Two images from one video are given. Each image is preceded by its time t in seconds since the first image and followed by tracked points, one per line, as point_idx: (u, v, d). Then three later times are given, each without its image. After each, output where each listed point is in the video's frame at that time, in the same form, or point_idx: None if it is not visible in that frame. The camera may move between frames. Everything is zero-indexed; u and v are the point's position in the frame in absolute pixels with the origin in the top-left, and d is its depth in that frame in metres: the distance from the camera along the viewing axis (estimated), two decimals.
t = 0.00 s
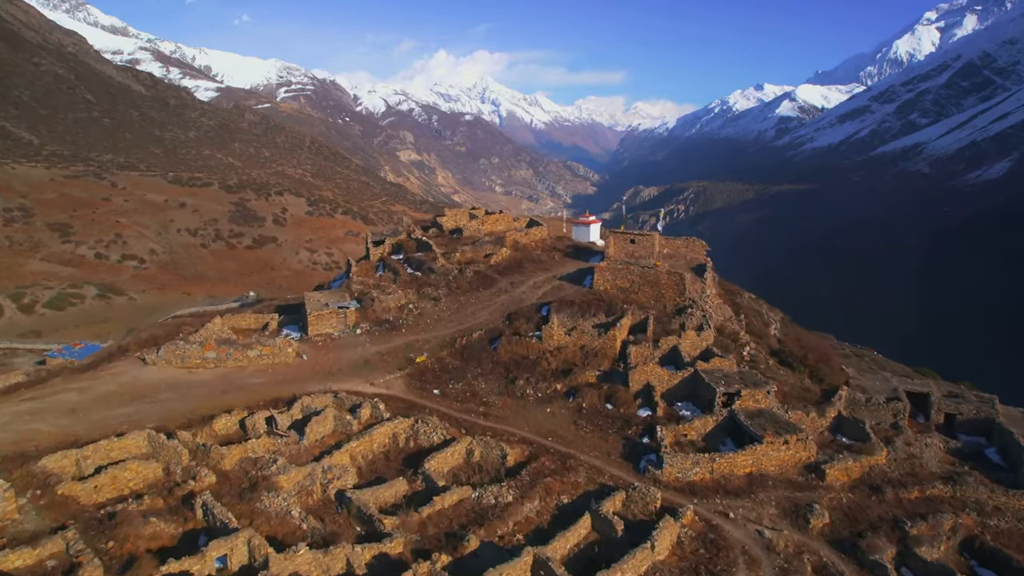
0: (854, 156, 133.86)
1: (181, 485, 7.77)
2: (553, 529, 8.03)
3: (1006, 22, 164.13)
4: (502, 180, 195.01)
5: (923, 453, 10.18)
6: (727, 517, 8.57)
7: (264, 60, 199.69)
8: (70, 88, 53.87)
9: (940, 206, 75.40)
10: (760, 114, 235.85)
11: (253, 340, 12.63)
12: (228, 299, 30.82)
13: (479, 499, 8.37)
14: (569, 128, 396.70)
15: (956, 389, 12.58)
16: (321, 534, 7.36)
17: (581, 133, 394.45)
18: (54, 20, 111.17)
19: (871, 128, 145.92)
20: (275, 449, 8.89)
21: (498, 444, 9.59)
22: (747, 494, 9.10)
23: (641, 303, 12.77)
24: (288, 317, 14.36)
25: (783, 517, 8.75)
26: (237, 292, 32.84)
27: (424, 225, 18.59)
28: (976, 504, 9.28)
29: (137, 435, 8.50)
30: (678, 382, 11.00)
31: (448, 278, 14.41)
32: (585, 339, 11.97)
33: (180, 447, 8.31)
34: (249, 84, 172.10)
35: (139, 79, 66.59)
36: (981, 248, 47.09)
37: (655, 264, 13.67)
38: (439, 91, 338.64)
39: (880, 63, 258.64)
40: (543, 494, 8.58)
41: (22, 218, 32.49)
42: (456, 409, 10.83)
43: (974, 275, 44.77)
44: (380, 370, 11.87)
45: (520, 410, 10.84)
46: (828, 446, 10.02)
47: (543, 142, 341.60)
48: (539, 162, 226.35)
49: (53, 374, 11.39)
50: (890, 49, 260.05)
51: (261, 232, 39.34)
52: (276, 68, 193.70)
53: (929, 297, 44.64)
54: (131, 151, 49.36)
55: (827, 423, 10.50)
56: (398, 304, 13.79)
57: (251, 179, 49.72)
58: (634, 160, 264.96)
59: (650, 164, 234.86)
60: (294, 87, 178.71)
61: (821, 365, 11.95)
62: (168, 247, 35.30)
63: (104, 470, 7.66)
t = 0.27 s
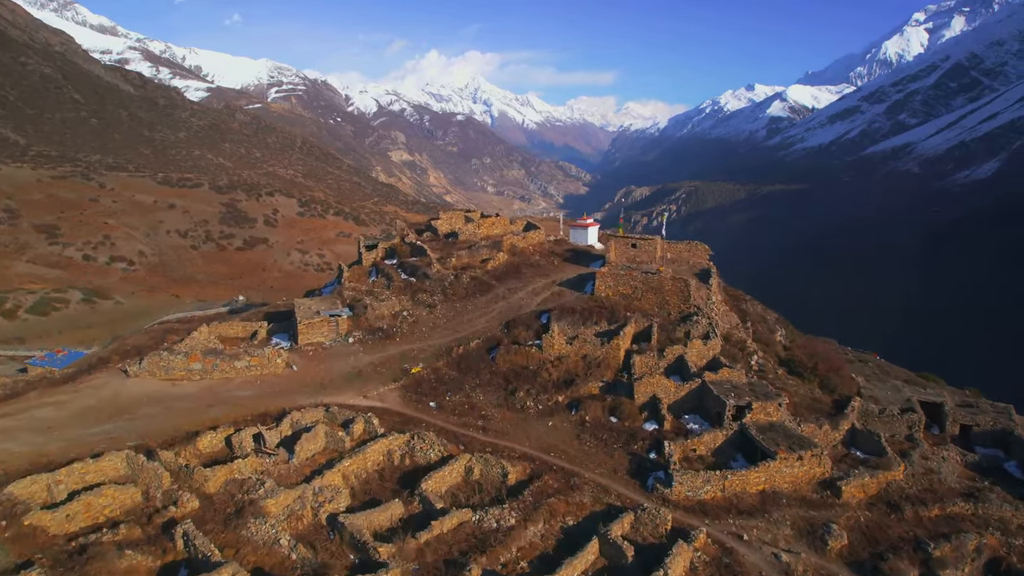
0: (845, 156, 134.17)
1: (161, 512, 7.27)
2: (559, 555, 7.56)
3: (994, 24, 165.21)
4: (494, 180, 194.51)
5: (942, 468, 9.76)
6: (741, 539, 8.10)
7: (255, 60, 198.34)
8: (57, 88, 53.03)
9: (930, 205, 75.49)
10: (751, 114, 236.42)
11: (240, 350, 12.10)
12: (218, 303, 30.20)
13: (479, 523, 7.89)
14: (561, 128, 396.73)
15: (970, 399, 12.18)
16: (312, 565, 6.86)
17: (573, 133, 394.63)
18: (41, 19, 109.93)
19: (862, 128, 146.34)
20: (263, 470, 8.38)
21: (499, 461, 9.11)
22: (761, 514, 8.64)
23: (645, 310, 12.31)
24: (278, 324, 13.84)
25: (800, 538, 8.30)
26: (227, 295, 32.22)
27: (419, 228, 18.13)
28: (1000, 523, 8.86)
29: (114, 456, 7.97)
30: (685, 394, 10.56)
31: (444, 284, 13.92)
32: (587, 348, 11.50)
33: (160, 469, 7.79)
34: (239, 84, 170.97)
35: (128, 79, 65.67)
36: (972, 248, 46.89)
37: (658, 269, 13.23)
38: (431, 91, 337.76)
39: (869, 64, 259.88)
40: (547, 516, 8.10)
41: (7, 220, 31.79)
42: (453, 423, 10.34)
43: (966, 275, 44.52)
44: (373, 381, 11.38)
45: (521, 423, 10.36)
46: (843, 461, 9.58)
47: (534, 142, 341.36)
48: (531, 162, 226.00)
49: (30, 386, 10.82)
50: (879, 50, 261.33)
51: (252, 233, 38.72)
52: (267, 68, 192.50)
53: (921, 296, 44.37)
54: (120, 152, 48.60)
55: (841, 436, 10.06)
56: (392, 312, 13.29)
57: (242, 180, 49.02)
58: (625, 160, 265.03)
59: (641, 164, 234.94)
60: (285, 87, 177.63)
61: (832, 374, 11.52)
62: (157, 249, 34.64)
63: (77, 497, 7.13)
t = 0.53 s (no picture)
0: (834, 155, 134.59)
1: (137, 543, 6.75)
2: None
3: (979, 25, 166.36)
4: (484, 180, 193.99)
5: (960, 483, 9.36)
6: (756, 564, 7.65)
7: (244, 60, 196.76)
8: (42, 87, 52.07)
9: (918, 205, 75.56)
10: (740, 114, 237.10)
11: (225, 361, 11.56)
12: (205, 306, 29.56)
13: (480, 549, 7.40)
14: (551, 129, 396.74)
15: (983, 409, 11.82)
16: None
17: (563, 133, 394.74)
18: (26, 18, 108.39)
19: (850, 128, 146.87)
20: (248, 492, 7.86)
21: (499, 480, 8.63)
22: (775, 535, 8.20)
23: (648, 318, 11.86)
24: (265, 333, 13.28)
25: (817, 562, 7.85)
26: (215, 297, 31.56)
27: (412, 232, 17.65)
28: None
29: (87, 480, 7.44)
30: (692, 407, 10.12)
31: (438, 290, 13.42)
32: (589, 358, 11.05)
33: (136, 494, 7.26)
34: (228, 84, 169.53)
35: (115, 78, 64.64)
36: (961, 249, 46.77)
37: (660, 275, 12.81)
38: (421, 91, 336.83)
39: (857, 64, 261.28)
40: (551, 541, 7.63)
41: None
42: (449, 438, 9.85)
43: (954, 276, 44.36)
44: (365, 394, 10.87)
45: (521, 438, 9.88)
46: (858, 476, 9.16)
47: (524, 142, 341.05)
48: (522, 162, 225.59)
49: (2, 401, 10.23)
50: (867, 50, 262.85)
51: (241, 234, 38.04)
52: (256, 68, 191.05)
53: (910, 296, 44.21)
54: (106, 152, 47.72)
55: (854, 450, 9.64)
56: (384, 320, 12.79)
57: (231, 181, 48.25)
58: (615, 160, 265.18)
59: (631, 164, 235.10)
60: (274, 87, 176.33)
61: (842, 385, 11.11)
62: (144, 251, 33.93)
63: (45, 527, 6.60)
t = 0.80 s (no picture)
0: (822, 155, 135.09)
1: None
2: None
3: (964, 27, 167.65)
4: (474, 180, 193.47)
5: (980, 500, 8.96)
6: None
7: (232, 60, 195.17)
8: (24, 87, 51.08)
9: (905, 205, 75.60)
10: (729, 114, 237.83)
11: (208, 373, 10.98)
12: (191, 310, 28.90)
13: None
14: (540, 129, 396.73)
15: (995, 420, 11.46)
16: None
17: (552, 134, 394.79)
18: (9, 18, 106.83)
19: (838, 128, 147.47)
20: (231, 519, 7.33)
21: (500, 502, 8.14)
22: (792, 559, 7.72)
23: (651, 326, 11.42)
24: (251, 342, 12.73)
25: None
26: (202, 300, 30.92)
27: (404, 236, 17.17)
28: None
29: (54, 510, 6.94)
30: (699, 421, 9.67)
31: (431, 297, 12.92)
32: (590, 369, 10.58)
33: (108, 525, 6.76)
34: (215, 84, 168.01)
35: (100, 78, 63.57)
36: (949, 248, 46.58)
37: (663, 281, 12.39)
38: (410, 91, 335.82)
39: (843, 65, 262.83)
40: (556, 569, 7.13)
41: None
42: (445, 455, 9.35)
43: (942, 276, 44.14)
44: (356, 408, 10.34)
45: (520, 454, 9.39)
46: (875, 494, 8.73)
47: (514, 143, 340.78)
48: (511, 163, 225.19)
49: None
50: (853, 52, 264.54)
51: (228, 236, 37.38)
52: (243, 68, 189.60)
53: (898, 296, 43.99)
54: (90, 152, 46.85)
55: (869, 465, 9.21)
56: (375, 329, 12.28)
57: (218, 181, 47.47)
58: (605, 160, 265.39)
59: (620, 164, 235.34)
60: (262, 87, 175.01)
61: (853, 395, 10.69)
62: (130, 253, 33.23)
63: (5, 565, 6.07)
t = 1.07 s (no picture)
0: (809, 156, 135.55)
1: None
2: None
3: (948, 28, 168.96)
4: (463, 181, 192.90)
5: (1001, 519, 8.56)
6: None
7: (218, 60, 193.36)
8: (5, 86, 50.03)
9: (892, 204, 75.57)
10: (716, 114, 238.57)
11: (189, 387, 10.42)
12: (177, 315, 28.23)
13: None
14: (528, 129, 396.79)
15: (1009, 431, 11.09)
16: None
17: (541, 134, 394.77)
18: None
19: (825, 128, 148.10)
20: (213, 551, 6.82)
21: (500, 527, 7.65)
22: None
23: (654, 335, 10.95)
24: (236, 352, 12.16)
25: None
26: (189, 302, 30.26)
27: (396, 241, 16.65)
28: None
29: (17, 547, 6.50)
30: (708, 436, 9.23)
31: (424, 304, 12.41)
32: (592, 381, 10.11)
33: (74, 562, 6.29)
34: (202, 84, 166.47)
35: (84, 78, 62.51)
36: (932, 246, 46.57)
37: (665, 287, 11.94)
38: (398, 92, 334.59)
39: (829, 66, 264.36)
40: None
41: None
42: (442, 475, 8.84)
43: (930, 275, 43.82)
44: (347, 424, 9.82)
45: (520, 473, 8.90)
46: (894, 513, 8.30)
47: (502, 143, 340.35)
48: (500, 163, 224.76)
49: None
50: (838, 53, 266.28)
51: (215, 238, 36.67)
52: (230, 68, 188.03)
53: (887, 295, 43.71)
54: (73, 153, 45.93)
55: (885, 481, 8.79)
56: (366, 338, 11.77)
57: (204, 182, 46.66)
58: (593, 161, 265.56)
59: (609, 164, 235.56)
60: (249, 88, 173.58)
61: (866, 407, 10.27)
62: (115, 255, 32.53)
63: None
